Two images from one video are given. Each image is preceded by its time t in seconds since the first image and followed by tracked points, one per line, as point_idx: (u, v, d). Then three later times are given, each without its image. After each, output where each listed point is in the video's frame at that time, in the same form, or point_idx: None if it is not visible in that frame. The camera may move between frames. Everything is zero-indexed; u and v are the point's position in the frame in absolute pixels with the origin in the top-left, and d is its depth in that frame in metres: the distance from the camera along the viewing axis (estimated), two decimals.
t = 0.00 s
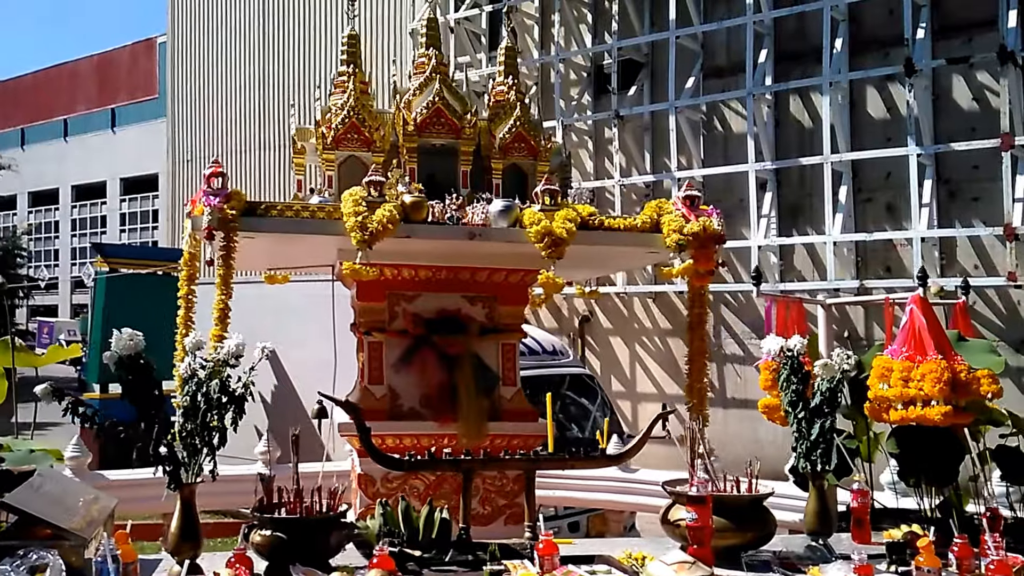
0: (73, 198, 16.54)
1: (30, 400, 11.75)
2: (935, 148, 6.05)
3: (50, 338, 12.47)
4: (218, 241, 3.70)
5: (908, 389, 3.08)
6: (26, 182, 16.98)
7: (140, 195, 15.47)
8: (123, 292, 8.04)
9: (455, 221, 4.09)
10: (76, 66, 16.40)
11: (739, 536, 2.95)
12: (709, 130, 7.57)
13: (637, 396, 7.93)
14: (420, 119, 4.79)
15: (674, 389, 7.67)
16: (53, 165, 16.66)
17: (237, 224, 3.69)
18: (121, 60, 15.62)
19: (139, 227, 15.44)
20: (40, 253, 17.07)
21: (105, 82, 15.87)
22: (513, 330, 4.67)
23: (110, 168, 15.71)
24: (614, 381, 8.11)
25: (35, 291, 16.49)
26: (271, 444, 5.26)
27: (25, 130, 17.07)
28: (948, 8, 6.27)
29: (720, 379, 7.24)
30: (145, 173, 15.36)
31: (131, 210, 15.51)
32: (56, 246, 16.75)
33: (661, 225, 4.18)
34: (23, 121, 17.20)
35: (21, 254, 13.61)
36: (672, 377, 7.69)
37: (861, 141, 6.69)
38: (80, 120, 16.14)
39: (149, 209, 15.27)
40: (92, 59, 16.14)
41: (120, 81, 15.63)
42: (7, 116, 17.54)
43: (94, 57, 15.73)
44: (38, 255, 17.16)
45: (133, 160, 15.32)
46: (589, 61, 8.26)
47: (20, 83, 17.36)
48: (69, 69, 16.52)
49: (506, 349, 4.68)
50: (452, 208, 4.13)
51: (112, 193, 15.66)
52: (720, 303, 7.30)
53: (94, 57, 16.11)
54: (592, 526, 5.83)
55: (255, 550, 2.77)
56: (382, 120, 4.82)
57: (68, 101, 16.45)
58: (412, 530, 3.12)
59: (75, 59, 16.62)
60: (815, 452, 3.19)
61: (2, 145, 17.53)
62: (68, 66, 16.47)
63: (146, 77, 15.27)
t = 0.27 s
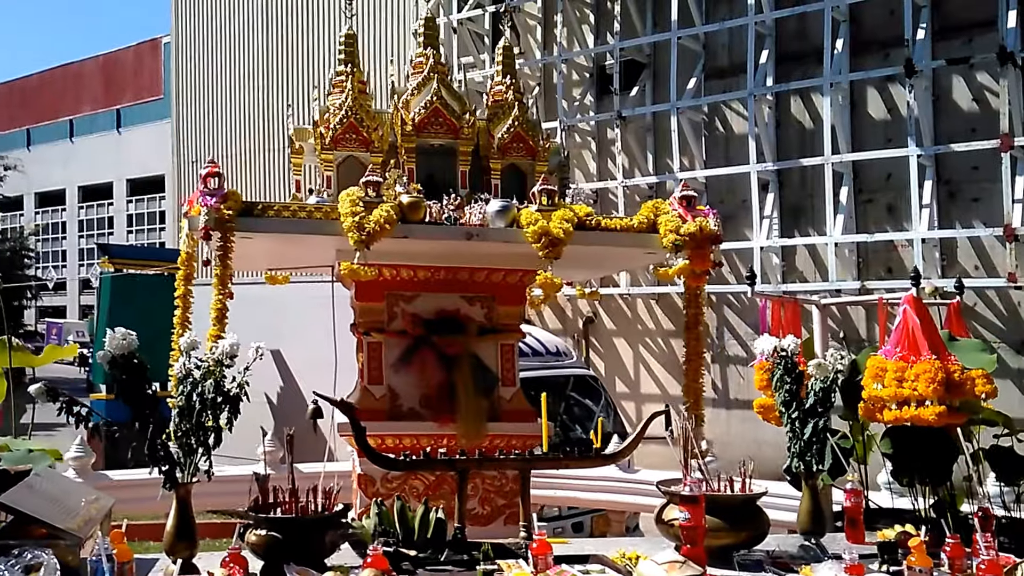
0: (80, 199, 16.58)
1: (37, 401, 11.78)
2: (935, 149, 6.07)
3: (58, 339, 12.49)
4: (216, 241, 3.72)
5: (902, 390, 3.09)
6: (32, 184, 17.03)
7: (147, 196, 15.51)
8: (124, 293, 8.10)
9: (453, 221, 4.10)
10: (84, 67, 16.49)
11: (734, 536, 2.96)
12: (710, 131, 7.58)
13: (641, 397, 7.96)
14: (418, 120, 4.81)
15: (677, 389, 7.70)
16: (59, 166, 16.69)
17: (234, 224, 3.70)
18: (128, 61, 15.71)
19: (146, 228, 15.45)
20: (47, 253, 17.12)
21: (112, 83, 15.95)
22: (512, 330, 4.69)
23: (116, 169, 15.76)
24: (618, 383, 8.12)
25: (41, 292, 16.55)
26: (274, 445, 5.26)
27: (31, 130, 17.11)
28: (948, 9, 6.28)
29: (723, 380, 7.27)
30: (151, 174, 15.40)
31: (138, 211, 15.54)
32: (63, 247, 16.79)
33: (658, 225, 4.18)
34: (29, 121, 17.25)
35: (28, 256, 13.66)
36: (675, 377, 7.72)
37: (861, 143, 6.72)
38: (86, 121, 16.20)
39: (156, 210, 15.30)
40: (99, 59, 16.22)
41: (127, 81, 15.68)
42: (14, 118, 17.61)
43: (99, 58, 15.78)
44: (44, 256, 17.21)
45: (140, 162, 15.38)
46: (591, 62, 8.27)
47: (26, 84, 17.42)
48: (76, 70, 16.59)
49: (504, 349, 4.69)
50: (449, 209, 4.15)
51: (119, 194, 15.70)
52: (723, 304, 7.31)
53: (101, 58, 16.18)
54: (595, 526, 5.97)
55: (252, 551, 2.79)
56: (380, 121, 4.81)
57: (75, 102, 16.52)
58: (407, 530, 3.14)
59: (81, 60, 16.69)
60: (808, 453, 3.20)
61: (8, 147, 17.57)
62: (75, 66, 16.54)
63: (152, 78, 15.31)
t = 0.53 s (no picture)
0: (89, 197, 16.69)
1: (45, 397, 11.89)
2: (932, 146, 6.10)
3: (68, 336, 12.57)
4: (219, 238, 3.77)
5: (895, 383, 3.14)
6: (41, 182, 17.15)
7: (156, 194, 15.59)
8: (132, 288, 8.19)
9: (454, 218, 4.15)
10: (93, 66, 16.53)
11: (726, 528, 3.01)
12: (711, 128, 7.62)
13: (642, 392, 8.00)
14: (420, 117, 4.85)
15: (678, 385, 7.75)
16: (69, 165, 16.79)
17: (236, 221, 3.75)
18: (136, 60, 15.76)
19: (155, 226, 15.51)
20: (57, 251, 17.22)
21: (121, 82, 15.99)
22: (511, 326, 4.74)
23: (125, 167, 15.84)
24: (619, 379, 8.18)
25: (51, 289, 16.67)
26: (278, 440, 5.30)
27: (43, 129, 17.24)
28: (946, 7, 6.32)
29: (722, 375, 7.32)
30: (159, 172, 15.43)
31: (147, 210, 15.58)
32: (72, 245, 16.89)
33: (656, 221, 4.23)
34: (40, 120, 17.34)
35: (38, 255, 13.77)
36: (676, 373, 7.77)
37: (859, 140, 6.75)
38: (95, 120, 16.29)
39: (165, 209, 15.36)
40: (108, 59, 16.28)
41: (136, 80, 15.74)
42: (24, 116, 17.69)
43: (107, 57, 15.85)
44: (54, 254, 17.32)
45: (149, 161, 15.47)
46: (596, 60, 8.31)
47: (36, 83, 17.48)
48: (86, 69, 16.64)
49: (505, 345, 4.73)
50: (451, 206, 4.21)
51: (128, 192, 15.80)
52: (723, 300, 7.34)
53: (110, 57, 16.24)
54: (595, 519, 5.94)
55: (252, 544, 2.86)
56: (383, 118, 4.88)
57: (84, 100, 16.56)
58: (406, 524, 3.22)
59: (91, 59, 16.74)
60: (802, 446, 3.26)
61: (18, 146, 17.69)
62: (84, 65, 16.58)
63: (161, 76, 15.36)
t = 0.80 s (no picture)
0: (101, 196, 16.81)
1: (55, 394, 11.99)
2: (935, 144, 6.12)
3: (79, 334, 12.67)
4: (227, 237, 3.83)
5: (895, 380, 3.16)
6: (54, 182, 17.28)
7: (165, 193, 15.69)
8: (140, 288, 8.28)
9: (460, 217, 4.19)
10: (106, 66, 16.62)
11: (726, 524, 3.05)
12: (717, 127, 7.64)
13: (644, 388, 8.03)
14: (427, 116, 4.88)
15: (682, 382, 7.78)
16: (81, 164, 16.91)
17: (245, 219, 3.80)
18: (149, 60, 15.86)
19: (165, 225, 15.61)
20: (68, 250, 17.34)
21: (133, 82, 16.07)
22: (515, 324, 4.77)
23: (136, 167, 15.97)
24: (622, 376, 8.21)
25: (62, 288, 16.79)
26: (282, 437, 5.33)
27: (55, 129, 17.35)
28: (950, 6, 6.33)
29: (723, 371, 7.36)
30: (170, 171, 15.51)
31: (157, 209, 15.67)
32: (83, 243, 17.01)
33: (660, 219, 4.27)
34: (53, 120, 17.45)
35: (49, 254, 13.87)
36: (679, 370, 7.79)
37: (863, 138, 6.76)
38: (107, 119, 16.41)
39: (174, 208, 15.47)
40: (121, 59, 16.38)
41: (148, 81, 15.83)
42: (37, 116, 17.80)
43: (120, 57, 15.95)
44: (65, 253, 17.43)
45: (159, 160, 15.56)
46: (603, 60, 8.35)
47: (49, 83, 17.58)
48: (98, 69, 16.73)
49: (508, 342, 4.77)
50: (457, 205, 4.26)
51: (139, 191, 15.91)
52: (726, 297, 7.35)
53: (123, 58, 16.33)
54: (595, 515, 5.98)
55: (255, 539, 2.90)
56: (390, 118, 4.93)
57: (98, 100, 16.65)
58: (408, 520, 3.25)
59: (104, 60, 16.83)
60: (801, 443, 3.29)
61: (31, 145, 17.82)
62: (97, 65, 16.68)
63: (173, 76, 15.44)
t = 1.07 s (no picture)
0: (107, 196, 16.87)
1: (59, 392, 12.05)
2: (937, 142, 6.12)
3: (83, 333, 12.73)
4: (231, 236, 3.85)
5: (895, 378, 3.16)
6: (61, 181, 17.35)
7: (170, 193, 15.74)
8: (145, 286, 8.29)
9: (463, 216, 4.21)
10: (113, 66, 16.66)
11: (725, 522, 3.05)
12: (721, 126, 7.64)
13: (644, 386, 8.04)
14: (431, 116, 4.89)
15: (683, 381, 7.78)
16: (88, 164, 16.96)
17: (249, 218, 3.82)
18: (156, 60, 15.89)
19: (169, 224, 15.66)
20: (74, 249, 17.39)
21: (140, 81, 16.11)
22: (518, 323, 4.78)
23: (143, 166, 16.04)
24: (622, 373, 8.23)
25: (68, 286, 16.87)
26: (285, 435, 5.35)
27: (63, 129, 17.41)
28: (954, 4, 6.32)
29: (723, 369, 7.35)
30: (176, 170, 15.66)
31: (162, 208, 15.74)
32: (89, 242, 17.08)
33: (663, 218, 4.28)
34: (60, 120, 17.49)
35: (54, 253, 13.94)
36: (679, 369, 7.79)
37: (867, 137, 6.75)
38: (114, 119, 16.47)
39: (179, 207, 15.53)
40: (128, 59, 16.41)
41: (155, 80, 15.86)
42: (43, 116, 17.86)
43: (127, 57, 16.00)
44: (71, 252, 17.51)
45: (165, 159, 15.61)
46: (607, 59, 8.35)
47: (56, 83, 17.62)
48: (105, 69, 16.77)
49: (510, 341, 4.78)
50: (460, 203, 4.27)
51: (144, 190, 15.97)
52: (727, 296, 7.36)
53: (130, 58, 16.35)
54: (595, 513, 5.98)
55: (256, 537, 2.92)
56: (395, 117, 4.93)
57: (104, 100, 16.70)
58: (410, 518, 3.26)
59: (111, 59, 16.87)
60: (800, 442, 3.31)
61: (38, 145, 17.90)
62: (104, 65, 16.71)
63: (180, 76, 15.48)
